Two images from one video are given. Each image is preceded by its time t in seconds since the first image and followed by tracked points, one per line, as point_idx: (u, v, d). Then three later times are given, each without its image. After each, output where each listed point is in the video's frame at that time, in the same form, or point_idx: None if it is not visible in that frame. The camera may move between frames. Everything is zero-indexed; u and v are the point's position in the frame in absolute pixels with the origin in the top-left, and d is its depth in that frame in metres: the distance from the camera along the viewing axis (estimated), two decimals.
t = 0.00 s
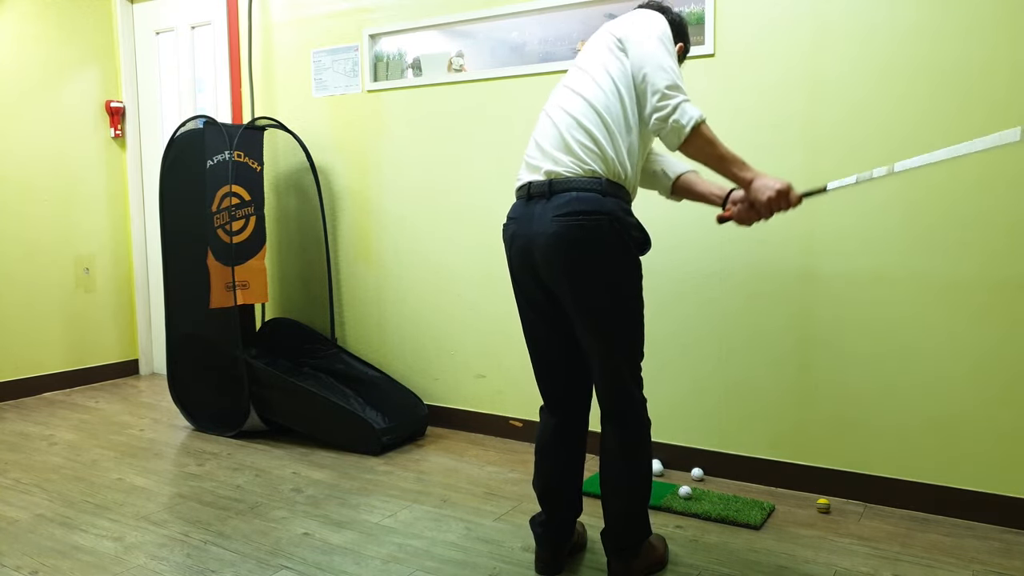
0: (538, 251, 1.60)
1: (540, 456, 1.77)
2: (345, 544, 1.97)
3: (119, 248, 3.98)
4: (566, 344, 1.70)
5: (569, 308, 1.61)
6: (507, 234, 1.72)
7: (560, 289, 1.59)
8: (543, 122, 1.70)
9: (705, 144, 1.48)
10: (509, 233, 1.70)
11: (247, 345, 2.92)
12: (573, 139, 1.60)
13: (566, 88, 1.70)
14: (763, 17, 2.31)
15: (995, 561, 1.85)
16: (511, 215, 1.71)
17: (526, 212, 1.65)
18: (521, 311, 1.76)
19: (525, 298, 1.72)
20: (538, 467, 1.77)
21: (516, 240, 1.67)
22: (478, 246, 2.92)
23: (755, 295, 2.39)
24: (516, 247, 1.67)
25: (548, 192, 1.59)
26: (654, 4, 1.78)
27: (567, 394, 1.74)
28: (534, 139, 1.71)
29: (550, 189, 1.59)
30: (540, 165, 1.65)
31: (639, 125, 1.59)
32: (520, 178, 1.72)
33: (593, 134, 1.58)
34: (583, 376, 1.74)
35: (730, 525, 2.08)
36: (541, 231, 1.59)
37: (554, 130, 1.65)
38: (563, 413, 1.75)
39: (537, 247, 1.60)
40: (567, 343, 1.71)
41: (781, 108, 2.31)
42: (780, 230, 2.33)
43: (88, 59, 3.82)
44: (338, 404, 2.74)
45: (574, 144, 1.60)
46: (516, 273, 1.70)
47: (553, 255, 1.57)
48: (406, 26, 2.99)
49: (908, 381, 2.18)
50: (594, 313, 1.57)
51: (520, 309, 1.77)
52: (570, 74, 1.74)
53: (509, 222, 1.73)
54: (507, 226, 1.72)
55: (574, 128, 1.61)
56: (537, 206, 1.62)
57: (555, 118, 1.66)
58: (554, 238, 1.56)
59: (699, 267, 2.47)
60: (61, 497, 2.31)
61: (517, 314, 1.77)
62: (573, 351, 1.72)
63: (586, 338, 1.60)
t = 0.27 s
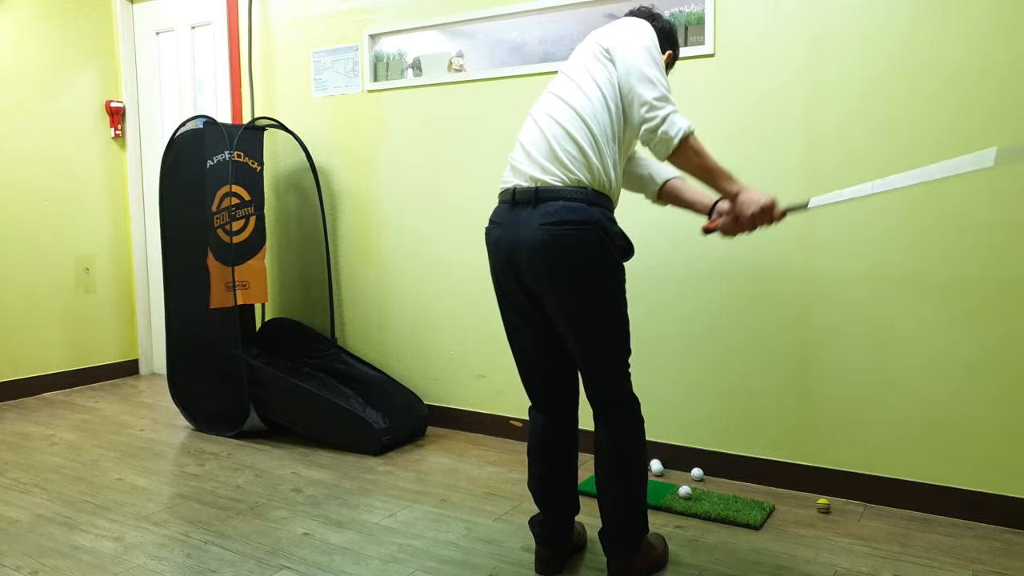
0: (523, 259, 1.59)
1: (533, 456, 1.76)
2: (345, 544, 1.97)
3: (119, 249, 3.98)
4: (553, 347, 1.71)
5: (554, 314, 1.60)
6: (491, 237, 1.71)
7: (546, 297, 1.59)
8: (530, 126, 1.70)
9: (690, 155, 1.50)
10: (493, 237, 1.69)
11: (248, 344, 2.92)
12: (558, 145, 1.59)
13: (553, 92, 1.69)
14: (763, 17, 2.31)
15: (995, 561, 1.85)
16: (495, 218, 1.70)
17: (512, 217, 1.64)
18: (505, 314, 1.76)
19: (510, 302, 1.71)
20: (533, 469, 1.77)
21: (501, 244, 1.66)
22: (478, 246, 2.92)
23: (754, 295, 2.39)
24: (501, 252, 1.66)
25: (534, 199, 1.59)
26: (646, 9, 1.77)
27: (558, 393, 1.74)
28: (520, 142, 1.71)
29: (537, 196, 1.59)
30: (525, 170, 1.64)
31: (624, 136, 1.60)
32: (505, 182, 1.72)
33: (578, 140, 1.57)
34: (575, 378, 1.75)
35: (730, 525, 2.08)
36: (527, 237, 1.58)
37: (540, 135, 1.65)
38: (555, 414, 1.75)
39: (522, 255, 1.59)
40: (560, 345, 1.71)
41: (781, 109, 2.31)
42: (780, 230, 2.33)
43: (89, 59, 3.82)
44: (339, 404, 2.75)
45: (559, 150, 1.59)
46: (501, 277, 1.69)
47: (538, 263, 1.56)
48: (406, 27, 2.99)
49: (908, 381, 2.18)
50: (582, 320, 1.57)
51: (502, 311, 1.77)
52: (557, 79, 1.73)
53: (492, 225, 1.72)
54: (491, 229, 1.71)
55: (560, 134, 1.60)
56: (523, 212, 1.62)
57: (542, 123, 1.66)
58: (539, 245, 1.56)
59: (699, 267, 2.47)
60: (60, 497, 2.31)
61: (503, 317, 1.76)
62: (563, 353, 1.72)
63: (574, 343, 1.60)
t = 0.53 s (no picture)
0: (533, 266, 1.58)
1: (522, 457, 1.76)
2: (345, 544, 1.97)
3: (118, 249, 3.98)
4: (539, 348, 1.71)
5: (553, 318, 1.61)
6: (488, 236, 1.67)
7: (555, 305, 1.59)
8: (537, 122, 1.66)
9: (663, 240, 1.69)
10: (493, 239, 1.65)
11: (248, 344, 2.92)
12: (574, 154, 1.59)
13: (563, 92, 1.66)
14: (763, 17, 2.31)
15: (995, 561, 1.85)
16: (493, 219, 1.66)
17: (517, 221, 1.61)
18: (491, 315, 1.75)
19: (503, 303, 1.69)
20: (525, 470, 1.77)
21: (502, 247, 1.62)
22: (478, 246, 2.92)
23: (755, 296, 2.39)
24: (502, 254, 1.62)
25: (545, 207, 1.58)
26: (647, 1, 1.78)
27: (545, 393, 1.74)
28: (525, 136, 1.67)
29: (548, 204, 1.58)
30: (533, 170, 1.62)
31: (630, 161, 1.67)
32: (510, 180, 1.66)
33: (595, 154, 1.59)
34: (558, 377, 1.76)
35: (730, 525, 2.08)
36: (536, 244, 1.57)
37: (552, 136, 1.62)
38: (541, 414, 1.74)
39: (531, 262, 1.58)
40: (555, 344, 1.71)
41: (781, 109, 2.31)
42: (780, 230, 2.33)
43: (89, 59, 3.82)
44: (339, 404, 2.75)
45: (575, 159, 1.59)
46: (498, 279, 1.65)
47: (550, 272, 1.57)
48: (406, 26, 2.99)
49: (908, 381, 2.18)
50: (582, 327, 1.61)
51: (488, 311, 1.75)
52: (564, 77, 1.70)
53: (488, 223, 1.67)
54: (488, 228, 1.67)
55: (576, 141, 1.59)
56: (530, 217, 1.59)
57: (553, 123, 1.63)
58: (551, 255, 1.56)
59: (699, 267, 2.47)
60: (61, 497, 2.31)
61: (495, 317, 1.73)
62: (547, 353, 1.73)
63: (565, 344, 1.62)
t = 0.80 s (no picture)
0: (559, 265, 1.60)
1: (523, 457, 1.76)
2: (345, 544, 1.97)
3: (118, 249, 3.98)
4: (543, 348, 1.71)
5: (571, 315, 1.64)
6: (505, 230, 1.64)
7: (575, 303, 1.63)
8: (563, 109, 1.61)
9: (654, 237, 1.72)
10: (515, 234, 1.62)
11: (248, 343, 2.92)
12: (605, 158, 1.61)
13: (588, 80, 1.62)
14: (763, 17, 2.31)
15: (995, 561, 1.85)
16: (512, 213, 1.63)
17: (542, 217, 1.61)
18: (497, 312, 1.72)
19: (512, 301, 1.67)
20: (523, 470, 1.77)
21: (524, 242, 1.62)
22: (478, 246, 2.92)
23: (755, 296, 2.39)
24: (524, 250, 1.62)
25: (570, 205, 1.59)
26: None
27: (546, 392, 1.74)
28: (548, 121, 1.61)
29: (574, 203, 1.60)
30: (562, 165, 1.60)
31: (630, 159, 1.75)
32: (530, 172, 1.62)
33: (621, 160, 1.63)
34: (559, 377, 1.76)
35: (730, 525, 2.08)
36: (563, 242, 1.59)
37: (582, 132, 1.60)
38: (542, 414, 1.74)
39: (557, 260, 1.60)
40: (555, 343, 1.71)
41: (781, 109, 2.31)
42: (780, 230, 2.33)
43: (89, 59, 3.82)
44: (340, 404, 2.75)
45: (605, 162, 1.61)
46: (515, 275, 1.64)
47: (574, 272, 1.60)
48: (407, 26, 2.99)
49: (908, 381, 2.18)
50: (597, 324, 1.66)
51: (495, 307, 1.72)
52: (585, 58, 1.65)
53: (503, 217, 1.65)
54: (505, 222, 1.64)
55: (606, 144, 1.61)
56: (553, 214, 1.60)
57: (583, 116, 1.60)
58: (579, 253, 1.60)
59: (699, 267, 2.47)
60: (61, 497, 2.31)
61: (502, 314, 1.71)
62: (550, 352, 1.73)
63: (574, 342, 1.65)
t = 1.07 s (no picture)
0: (577, 267, 1.63)
1: (524, 457, 1.76)
2: (345, 544, 1.97)
3: (119, 249, 3.98)
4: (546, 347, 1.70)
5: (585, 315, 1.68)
6: (521, 232, 1.63)
7: (587, 304, 1.67)
8: (581, 110, 1.61)
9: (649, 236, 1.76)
10: (533, 236, 1.62)
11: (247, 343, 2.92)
12: (620, 163, 1.64)
13: (603, 82, 1.62)
14: (762, 17, 2.31)
15: (995, 561, 1.85)
16: (530, 215, 1.62)
17: (562, 220, 1.61)
18: (505, 312, 1.70)
19: (522, 302, 1.67)
20: (524, 470, 1.77)
21: (543, 245, 1.61)
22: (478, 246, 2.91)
23: (754, 296, 2.39)
24: (544, 252, 1.62)
25: (588, 209, 1.62)
26: None
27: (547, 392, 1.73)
28: (566, 122, 1.60)
29: (592, 207, 1.63)
30: (580, 168, 1.60)
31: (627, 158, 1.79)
32: (546, 173, 1.61)
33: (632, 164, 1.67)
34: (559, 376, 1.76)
35: (730, 525, 2.08)
36: (582, 245, 1.62)
37: (601, 135, 1.61)
38: (543, 413, 1.73)
39: (576, 262, 1.63)
40: (555, 343, 1.71)
41: (781, 108, 2.31)
42: (780, 230, 2.33)
43: (89, 59, 3.82)
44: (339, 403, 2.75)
45: (618, 167, 1.64)
46: (530, 276, 1.64)
47: (590, 274, 1.64)
48: (407, 26, 2.99)
49: (908, 381, 2.18)
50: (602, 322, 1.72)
51: (503, 307, 1.70)
52: (598, 58, 1.64)
53: (520, 219, 1.63)
54: (522, 224, 1.62)
55: (622, 149, 1.64)
56: (572, 217, 1.62)
57: (601, 120, 1.61)
58: (597, 255, 1.64)
59: (699, 267, 2.47)
60: (61, 497, 2.31)
61: (510, 314, 1.69)
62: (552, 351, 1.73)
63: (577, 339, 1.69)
